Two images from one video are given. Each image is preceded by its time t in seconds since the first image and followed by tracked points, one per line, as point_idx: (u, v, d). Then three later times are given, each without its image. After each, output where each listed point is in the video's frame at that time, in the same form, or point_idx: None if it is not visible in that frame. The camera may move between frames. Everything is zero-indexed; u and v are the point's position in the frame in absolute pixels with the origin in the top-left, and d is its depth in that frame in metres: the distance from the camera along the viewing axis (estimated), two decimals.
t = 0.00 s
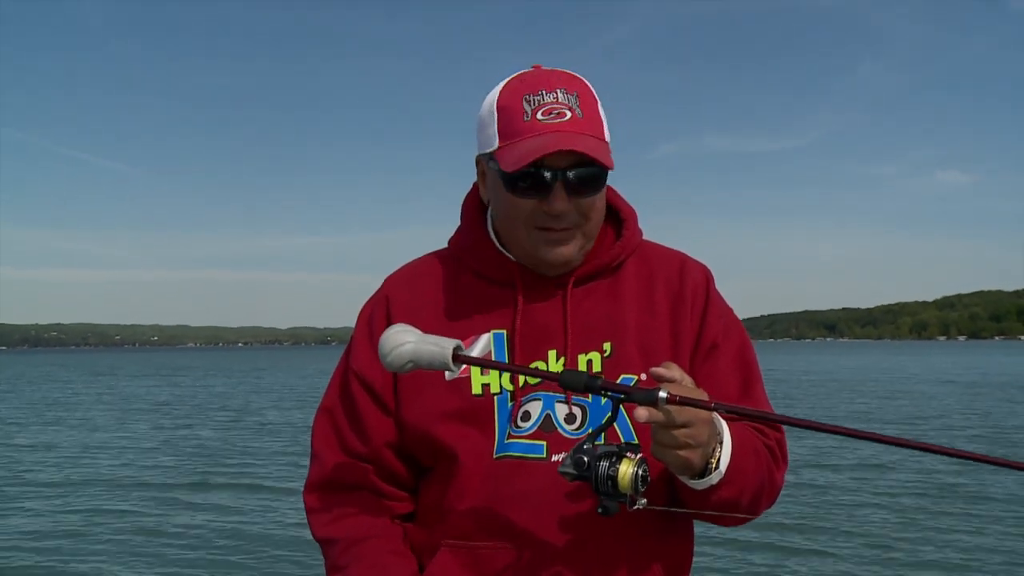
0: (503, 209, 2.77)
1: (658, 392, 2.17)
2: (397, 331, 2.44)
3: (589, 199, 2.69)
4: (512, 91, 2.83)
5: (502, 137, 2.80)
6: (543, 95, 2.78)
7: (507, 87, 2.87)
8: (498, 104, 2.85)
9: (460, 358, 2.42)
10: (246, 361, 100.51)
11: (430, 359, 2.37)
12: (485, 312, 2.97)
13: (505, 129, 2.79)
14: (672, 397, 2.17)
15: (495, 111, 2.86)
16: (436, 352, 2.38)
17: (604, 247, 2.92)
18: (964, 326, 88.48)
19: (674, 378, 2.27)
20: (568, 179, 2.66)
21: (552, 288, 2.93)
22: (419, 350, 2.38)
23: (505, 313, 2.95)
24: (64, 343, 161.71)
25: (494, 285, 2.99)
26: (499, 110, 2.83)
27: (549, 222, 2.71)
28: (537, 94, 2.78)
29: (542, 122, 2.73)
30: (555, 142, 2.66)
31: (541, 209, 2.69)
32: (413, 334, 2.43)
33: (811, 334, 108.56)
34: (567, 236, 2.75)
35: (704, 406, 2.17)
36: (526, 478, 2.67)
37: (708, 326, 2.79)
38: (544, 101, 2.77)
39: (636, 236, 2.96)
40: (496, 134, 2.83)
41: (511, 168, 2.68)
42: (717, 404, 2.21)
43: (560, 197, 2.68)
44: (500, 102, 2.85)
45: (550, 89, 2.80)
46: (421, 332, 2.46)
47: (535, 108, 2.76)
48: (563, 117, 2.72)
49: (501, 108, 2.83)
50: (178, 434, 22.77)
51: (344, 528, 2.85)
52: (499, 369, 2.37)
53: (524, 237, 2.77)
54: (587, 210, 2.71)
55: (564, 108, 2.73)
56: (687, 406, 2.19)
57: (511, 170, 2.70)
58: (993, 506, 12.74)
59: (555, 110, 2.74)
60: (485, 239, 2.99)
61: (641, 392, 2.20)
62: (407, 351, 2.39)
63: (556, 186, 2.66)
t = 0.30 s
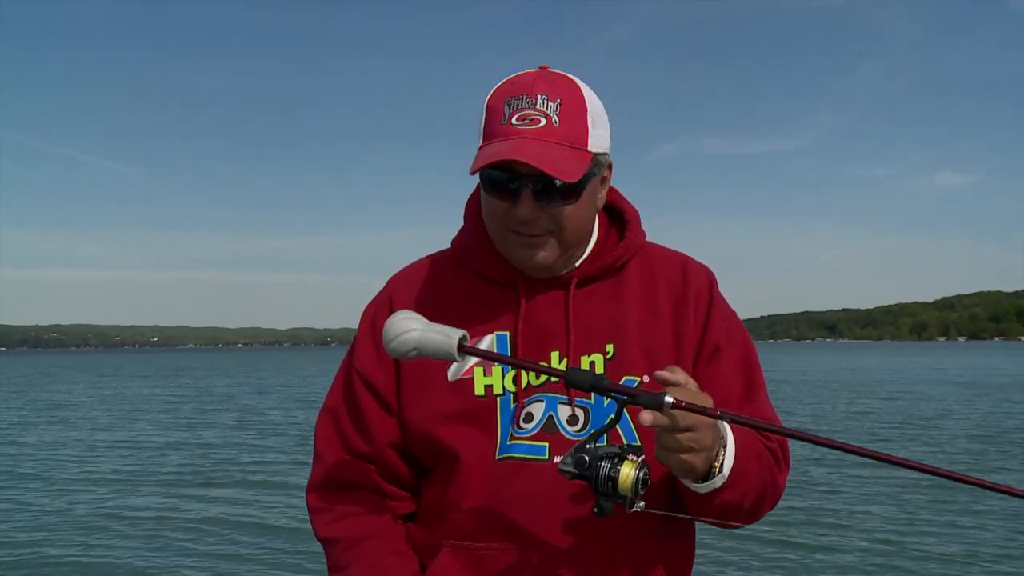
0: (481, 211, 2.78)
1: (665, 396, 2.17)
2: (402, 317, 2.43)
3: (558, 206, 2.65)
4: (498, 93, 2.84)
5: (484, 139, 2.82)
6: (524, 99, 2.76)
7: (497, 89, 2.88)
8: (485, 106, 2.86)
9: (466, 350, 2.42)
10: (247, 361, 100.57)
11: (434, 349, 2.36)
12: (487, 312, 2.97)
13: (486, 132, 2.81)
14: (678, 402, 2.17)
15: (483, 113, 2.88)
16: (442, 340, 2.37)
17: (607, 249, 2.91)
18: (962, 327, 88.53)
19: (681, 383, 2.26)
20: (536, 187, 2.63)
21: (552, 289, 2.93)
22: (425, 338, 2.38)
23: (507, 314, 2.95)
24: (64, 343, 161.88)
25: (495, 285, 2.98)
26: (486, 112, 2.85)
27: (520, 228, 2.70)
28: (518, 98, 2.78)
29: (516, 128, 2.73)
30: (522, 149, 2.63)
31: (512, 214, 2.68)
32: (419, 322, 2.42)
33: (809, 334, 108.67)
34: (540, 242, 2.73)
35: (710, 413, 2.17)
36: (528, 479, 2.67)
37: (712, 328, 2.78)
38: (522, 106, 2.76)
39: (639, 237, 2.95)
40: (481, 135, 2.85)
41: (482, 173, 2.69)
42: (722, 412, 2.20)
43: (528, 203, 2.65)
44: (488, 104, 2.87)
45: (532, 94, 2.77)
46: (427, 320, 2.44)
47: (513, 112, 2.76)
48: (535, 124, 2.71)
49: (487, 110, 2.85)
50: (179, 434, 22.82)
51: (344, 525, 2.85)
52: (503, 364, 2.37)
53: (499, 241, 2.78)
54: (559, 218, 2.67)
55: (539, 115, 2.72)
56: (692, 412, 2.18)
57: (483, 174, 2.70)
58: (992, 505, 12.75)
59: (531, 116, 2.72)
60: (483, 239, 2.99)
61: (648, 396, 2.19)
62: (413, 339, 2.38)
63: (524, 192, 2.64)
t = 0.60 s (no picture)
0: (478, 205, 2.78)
1: (666, 393, 2.17)
2: (404, 305, 2.42)
3: (553, 201, 2.65)
4: (495, 87, 2.85)
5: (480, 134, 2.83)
6: (519, 94, 2.77)
7: (495, 84, 2.89)
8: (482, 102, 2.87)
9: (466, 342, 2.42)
10: (247, 358, 100.51)
11: (435, 341, 2.37)
12: (486, 308, 2.97)
13: (483, 127, 2.82)
14: (679, 399, 2.17)
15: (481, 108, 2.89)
16: (443, 333, 2.38)
17: (608, 245, 2.91)
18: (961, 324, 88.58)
19: (683, 381, 2.26)
20: (531, 181, 2.62)
21: (552, 284, 2.93)
22: (425, 330, 2.38)
23: (507, 309, 2.95)
24: (63, 340, 161.86)
25: (494, 280, 2.98)
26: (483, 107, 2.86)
27: (516, 223, 2.70)
28: (513, 93, 2.78)
29: (512, 121, 2.73)
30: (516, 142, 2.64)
31: (508, 209, 2.68)
32: (419, 313, 2.41)
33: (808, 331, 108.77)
34: (536, 238, 2.72)
35: (711, 410, 2.17)
36: (528, 475, 2.67)
37: (712, 324, 2.78)
38: (518, 100, 2.76)
39: (640, 232, 2.95)
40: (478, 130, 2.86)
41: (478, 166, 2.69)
42: (723, 409, 2.21)
43: (523, 197, 2.65)
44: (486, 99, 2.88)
45: (528, 88, 2.77)
46: (428, 311, 2.44)
47: (508, 106, 2.77)
48: (531, 118, 2.71)
49: (484, 106, 2.86)
50: (179, 431, 22.83)
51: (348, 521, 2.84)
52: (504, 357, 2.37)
53: (496, 235, 2.77)
54: (554, 213, 2.67)
55: (534, 109, 2.72)
56: (693, 409, 2.19)
57: (479, 168, 2.71)
58: (990, 503, 12.74)
59: (527, 111, 2.72)
60: (482, 234, 2.99)
61: (650, 392, 2.19)
62: (413, 330, 2.38)
63: (520, 186, 2.64)
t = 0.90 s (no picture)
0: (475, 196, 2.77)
1: (669, 382, 2.17)
2: (405, 304, 2.42)
3: (550, 192, 2.65)
4: (492, 80, 2.84)
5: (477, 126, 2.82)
6: (515, 86, 2.76)
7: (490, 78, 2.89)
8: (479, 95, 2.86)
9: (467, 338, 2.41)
10: (246, 355, 100.49)
11: (436, 339, 2.36)
12: (483, 303, 2.96)
13: (479, 119, 2.81)
14: (683, 388, 2.17)
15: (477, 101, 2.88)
16: (443, 330, 2.36)
17: (605, 238, 2.91)
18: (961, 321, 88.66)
19: (685, 371, 2.26)
20: (529, 172, 2.63)
21: (549, 278, 2.92)
22: (426, 328, 2.37)
23: (505, 304, 2.94)
24: (62, 336, 161.70)
25: (491, 276, 2.98)
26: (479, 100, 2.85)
27: (513, 215, 2.69)
28: (510, 85, 2.78)
29: (508, 112, 2.72)
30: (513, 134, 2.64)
31: (505, 201, 2.67)
32: (419, 312, 2.40)
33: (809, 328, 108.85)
34: (533, 230, 2.71)
35: (715, 400, 2.16)
36: (526, 470, 2.67)
37: (712, 316, 2.77)
38: (514, 92, 2.76)
39: (637, 226, 2.95)
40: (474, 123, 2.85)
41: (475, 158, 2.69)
42: (727, 397, 2.21)
43: (521, 188, 2.65)
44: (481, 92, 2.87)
45: (525, 80, 2.77)
46: (429, 308, 2.44)
47: (505, 98, 2.76)
48: (527, 109, 2.70)
49: (480, 98, 2.85)
50: (179, 427, 22.84)
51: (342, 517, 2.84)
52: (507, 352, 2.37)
53: (492, 228, 2.77)
54: (551, 205, 2.66)
55: (531, 100, 2.71)
56: (697, 398, 2.18)
57: (477, 159, 2.71)
58: (990, 499, 12.73)
59: (523, 102, 2.72)
60: (479, 230, 2.98)
61: (652, 382, 2.19)
62: (414, 329, 2.37)
63: (517, 178, 2.64)
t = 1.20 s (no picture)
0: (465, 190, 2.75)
1: (683, 373, 2.17)
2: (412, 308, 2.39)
3: (542, 183, 2.64)
4: (479, 75, 2.83)
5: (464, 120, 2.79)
6: (503, 78, 2.75)
7: (476, 74, 2.87)
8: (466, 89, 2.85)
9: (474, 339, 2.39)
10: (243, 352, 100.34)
11: (444, 342, 2.33)
12: (472, 300, 2.97)
13: (467, 113, 2.78)
14: (697, 378, 2.17)
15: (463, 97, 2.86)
16: (451, 332, 2.34)
17: (596, 232, 2.90)
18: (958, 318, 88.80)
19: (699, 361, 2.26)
20: (520, 162, 2.62)
21: (540, 274, 2.92)
22: (433, 331, 2.33)
23: (494, 300, 2.95)
24: (59, 334, 161.43)
25: (482, 272, 2.98)
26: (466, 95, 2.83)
27: (504, 207, 2.68)
28: (497, 77, 2.76)
29: (496, 103, 2.70)
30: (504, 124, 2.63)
31: (496, 192, 2.66)
32: (426, 315, 2.37)
33: (807, 325, 108.98)
34: (524, 223, 2.70)
35: (731, 388, 2.16)
36: (520, 468, 2.66)
37: (708, 310, 2.76)
38: (502, 83, 2.74)
39: (630, 220, 2.94)
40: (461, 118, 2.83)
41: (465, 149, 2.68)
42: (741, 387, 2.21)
43: (513, 180, 2.64)
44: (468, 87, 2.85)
45: (512, 72, 2.76)
46: (435, 312, 2.40)
47: (492, 90, 2.74)
48: (516, 98, 2.68)
49: (468, 92, 2.83)
50: (176, 424, 22.83)
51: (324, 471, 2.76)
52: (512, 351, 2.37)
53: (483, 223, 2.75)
54: (541, 195, 2.65)
55: (519, 90, 2.70)
56: (711, 388, 2.19)
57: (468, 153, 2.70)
58: (989, 493, 12.76)
59: (511, 92, 2.70)
60: (472, 227, 2.99)
61: (665, 374, 2.20)
62: (421, 332, 2.33)
63: (509, 168, 2.64)
